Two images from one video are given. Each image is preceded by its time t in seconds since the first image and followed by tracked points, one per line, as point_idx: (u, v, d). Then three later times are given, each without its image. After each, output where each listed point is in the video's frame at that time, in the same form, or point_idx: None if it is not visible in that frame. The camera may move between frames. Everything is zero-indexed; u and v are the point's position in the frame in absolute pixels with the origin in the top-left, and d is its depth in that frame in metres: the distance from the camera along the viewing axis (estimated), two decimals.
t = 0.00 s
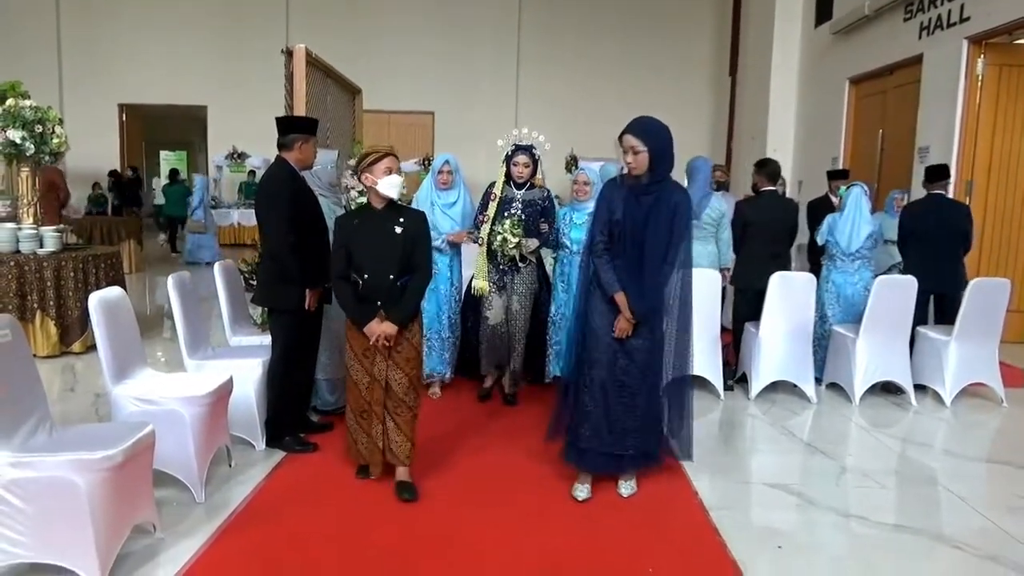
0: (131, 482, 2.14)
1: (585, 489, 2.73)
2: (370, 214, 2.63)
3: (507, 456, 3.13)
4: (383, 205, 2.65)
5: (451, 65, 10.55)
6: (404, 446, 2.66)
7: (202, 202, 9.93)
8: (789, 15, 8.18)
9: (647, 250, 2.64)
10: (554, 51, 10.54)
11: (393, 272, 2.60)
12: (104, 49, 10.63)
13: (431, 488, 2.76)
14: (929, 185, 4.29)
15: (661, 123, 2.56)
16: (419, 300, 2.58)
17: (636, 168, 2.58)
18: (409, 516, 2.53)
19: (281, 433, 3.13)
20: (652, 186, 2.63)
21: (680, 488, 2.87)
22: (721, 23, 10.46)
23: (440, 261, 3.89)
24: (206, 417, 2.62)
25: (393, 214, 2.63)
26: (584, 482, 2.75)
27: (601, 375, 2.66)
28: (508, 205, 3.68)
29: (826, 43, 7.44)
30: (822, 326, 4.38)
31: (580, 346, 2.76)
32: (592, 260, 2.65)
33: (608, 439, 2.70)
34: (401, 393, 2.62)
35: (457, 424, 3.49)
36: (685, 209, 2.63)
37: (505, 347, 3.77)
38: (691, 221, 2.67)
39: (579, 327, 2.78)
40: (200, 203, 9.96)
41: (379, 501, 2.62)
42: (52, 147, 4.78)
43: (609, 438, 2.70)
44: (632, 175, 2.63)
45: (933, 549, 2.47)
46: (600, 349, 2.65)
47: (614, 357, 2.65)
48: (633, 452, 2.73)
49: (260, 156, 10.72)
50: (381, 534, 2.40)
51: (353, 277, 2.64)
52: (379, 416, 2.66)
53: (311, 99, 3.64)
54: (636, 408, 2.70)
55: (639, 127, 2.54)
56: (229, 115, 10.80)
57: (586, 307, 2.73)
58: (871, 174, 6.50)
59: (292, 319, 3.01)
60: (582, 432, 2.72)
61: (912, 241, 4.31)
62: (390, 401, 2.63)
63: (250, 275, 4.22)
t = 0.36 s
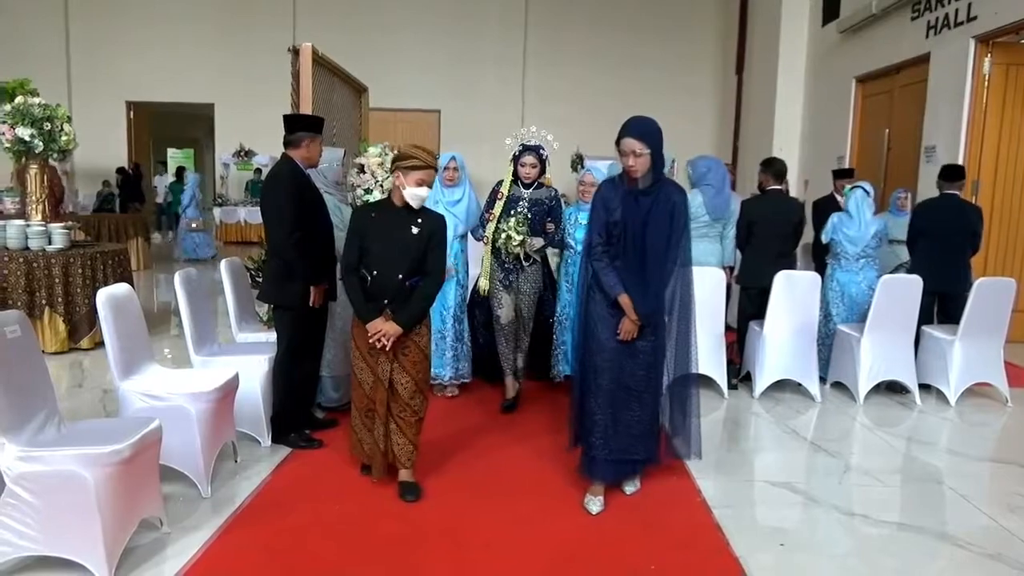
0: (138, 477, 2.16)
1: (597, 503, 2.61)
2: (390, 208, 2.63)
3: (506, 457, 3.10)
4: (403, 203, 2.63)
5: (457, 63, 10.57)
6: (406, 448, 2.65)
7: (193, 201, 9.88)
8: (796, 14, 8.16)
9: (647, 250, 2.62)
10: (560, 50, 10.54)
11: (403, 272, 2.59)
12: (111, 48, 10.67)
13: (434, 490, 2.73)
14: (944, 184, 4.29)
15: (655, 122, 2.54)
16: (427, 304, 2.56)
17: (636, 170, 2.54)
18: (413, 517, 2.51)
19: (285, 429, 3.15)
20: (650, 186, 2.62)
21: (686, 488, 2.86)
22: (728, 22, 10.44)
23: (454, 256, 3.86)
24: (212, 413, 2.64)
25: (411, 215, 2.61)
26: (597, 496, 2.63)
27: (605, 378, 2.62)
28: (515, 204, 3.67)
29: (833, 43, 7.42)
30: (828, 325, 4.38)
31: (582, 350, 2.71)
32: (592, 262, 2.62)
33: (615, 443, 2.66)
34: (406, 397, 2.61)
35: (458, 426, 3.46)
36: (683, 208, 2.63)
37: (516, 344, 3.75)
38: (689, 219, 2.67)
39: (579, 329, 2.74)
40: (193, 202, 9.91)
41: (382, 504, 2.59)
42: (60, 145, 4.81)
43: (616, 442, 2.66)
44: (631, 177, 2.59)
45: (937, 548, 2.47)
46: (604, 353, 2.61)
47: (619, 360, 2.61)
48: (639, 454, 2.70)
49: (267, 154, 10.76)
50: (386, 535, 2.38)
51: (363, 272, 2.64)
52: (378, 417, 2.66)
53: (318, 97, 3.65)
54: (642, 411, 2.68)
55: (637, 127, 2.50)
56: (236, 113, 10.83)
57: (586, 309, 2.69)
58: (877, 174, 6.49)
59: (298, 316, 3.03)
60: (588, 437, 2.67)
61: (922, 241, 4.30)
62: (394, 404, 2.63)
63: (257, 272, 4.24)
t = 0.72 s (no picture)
0: (141, 474, 2.17)
1: (599, 500, 2.62)
2: (401, 209, 2.60)
3: (510, 457, 3.09)
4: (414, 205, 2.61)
5: (461, 62, 10.57)
6: (406, 450, 2.67)
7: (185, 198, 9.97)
8: (800, 13, 8.15)
9: (636, 247, 2.60)
10: (564, 48, 10.54)
11: (412, 275, 2.57)
12: (116, 47, 10.70)
13: (438, 491, 2.72)
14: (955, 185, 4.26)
15: (631, 117, 2.53)
16: (434, 309, 2.55)
17: (616, 164, 2.51)
18: (415, 520, 2.50)
19: (289, 426, 3.17)
20: (632, 182, 2.61)
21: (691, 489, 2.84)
22: (732, 20, 10.42)
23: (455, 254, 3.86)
24: (216, 410, 2.65)
25: (423, 219, 2.58)
26: (598, 493, 2.64)
27: (601, 381, 2.60)
28: (519, 203, 3.61)
29: (837, 40, 7.40)
30: (830, 324, 4.37)
31: (576, 352, 2.70)
32: (582, 263, 2.60)
33: (617, 444, 2.64)
34: (411, 398, 2.61)
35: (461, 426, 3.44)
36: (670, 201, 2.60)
37: (525, 346, 3.71)
38: (676, 212, 2.63)
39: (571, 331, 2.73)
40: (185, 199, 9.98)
41: (386, 505, 2.58)
42: (65, 144, 4.83)
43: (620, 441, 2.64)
44: (613, 173, 2.56)
45: (939, 546, 2.47)
46: (599, 356, 2.59)
47: (614, 361, 2.60)
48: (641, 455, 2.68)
49: (271, 153, 10.78)
50: (388, 535, 2.38)
51: (371, 272, 2.61)
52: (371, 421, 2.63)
53: (321, 95, 3.66)
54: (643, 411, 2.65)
55: (615, 121, 2.48)
56: (240, 112, 10.86)
57: (580, 311, 2.67)
58: (881, 172, 6.47)
59: (302, 314, 3.05)
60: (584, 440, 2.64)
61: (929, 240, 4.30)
62: (399, 406, 2.62)
63: (260, 271, 4.25)
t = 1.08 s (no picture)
0: (145, 473, 2.18)
1: (601, 498, 2.63)
2: (397, 210, 2.57)
3: (513, 467, 2.97)
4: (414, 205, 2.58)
5: (463, 62, 10.58)
6: (405, 451, 2.64)
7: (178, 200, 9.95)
8: (802, 10, 8.13)
9: (630, 246, 2.45)
10: (566, 48, 10.54)
11: (412, 276, 2.54)
12: (120, 49, 10.73)
13: (438, 491, 2.72)
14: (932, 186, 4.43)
15: (625, 115, 2.40)
16: (436, 311, 2.54)
17: (611, 164, 2.40)
18: (404, 532, 2.39)
19: (292, 426, 3.18)
20: (627, 179, 2.46)
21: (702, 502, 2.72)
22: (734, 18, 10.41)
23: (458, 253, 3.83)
24: (219, 410, 2.67)
25: (421, 218, 2.57)
26: (601, 493, 2.64)
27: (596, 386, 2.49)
28: (521, 204, 3.57)
29: (839, 38, 7.39)
30: (832, 322, 4.37)
31: (574, 357, 2.58)
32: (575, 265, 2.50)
33: (614, 453, 2.50)
34: (409, 399, 2.58)
35: (467, 432, 3.36)
36: (664, 198, 2.44)
37: (527, 349, 3.68)
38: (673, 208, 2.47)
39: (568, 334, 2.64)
40: (176, 200, 9.96)
41: (382, 513, 2.52)
42: (69, 145, 4.85)
43: (616, 450, 2.50)
44: (607, 172, 2.45)
45: (941, 543, 2.47)
46: (595, 359, 2.48)
47: (610, 365, 2.45)
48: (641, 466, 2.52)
49: (274, 154, 10.81)
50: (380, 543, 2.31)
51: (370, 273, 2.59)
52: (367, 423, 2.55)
53: (323, 96, 3.66)
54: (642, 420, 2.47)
55: (606, 121, 2.37)
56: (243, 113, 10.89)
57: (577, 314, 2.57)
58: (884, 169, 6.46)
59: (304, 314, 3.06)
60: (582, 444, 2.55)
61: (919, 240, 4.31)
62: (399, 409, 2.59)
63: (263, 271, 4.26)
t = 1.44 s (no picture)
0: (148, 472, 2.19)
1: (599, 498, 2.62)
2: (379, 208, 2.50)
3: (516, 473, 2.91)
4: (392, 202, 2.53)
5: (466, 61, 10.59)
6: (408, 455, 2.61)
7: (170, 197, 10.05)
8: (806, 9, 8.12)
9: (634, 248, 2.38)
10: (569, 47, 10.54)
11: (402, 272, 2.49)
12: (123, 49, 10.76)
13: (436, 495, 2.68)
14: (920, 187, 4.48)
15: (639, 110, 2.34)
16: (434, 307, 2.49)
17: (622, 161, 2.35)
18: (393, 540, 2.33)
19: (294, 425, 3.18)
20: (635, 178, 2.39)
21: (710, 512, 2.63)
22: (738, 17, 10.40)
23: (462, 253, 3.80)
24: (222, 408, 2.68)
25: (404, 212, 2.52)
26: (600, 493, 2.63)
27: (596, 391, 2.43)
28: (522, 203, 3.53)
29: (843, 37, 7.38)
30: (834, 322, 4.38)
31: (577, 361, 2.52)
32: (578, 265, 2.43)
33: (611, 463, 2.39)
34: (409, 403, 2.53)
35: (470, 437, 3.30)
36: (672, 199, 2.37)
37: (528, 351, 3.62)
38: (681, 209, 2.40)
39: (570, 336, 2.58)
40: (169, 198, 10.06)
41: (372, 521, 2.45)
42: (73, 144, 4.86)
43: (612, 459, 2.39)
44: (616, 169, 2.39)
45: (944, 543, 2.47)
46: (594, 363, 2.41)
47: (610, 370, 2.38)
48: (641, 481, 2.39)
49: (278, 153, 10.83)
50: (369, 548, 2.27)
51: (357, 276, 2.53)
52: (372, 430, 2.46)
53: (325, 96, 3.67)
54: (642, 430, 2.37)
55: (616, 118, 2.32)
56: (247, 112, 10.91)
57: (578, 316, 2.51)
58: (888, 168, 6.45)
59: (305, 313, 3.06)
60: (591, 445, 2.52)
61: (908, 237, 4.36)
62: (400, 414, 2.54)
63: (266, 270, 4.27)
